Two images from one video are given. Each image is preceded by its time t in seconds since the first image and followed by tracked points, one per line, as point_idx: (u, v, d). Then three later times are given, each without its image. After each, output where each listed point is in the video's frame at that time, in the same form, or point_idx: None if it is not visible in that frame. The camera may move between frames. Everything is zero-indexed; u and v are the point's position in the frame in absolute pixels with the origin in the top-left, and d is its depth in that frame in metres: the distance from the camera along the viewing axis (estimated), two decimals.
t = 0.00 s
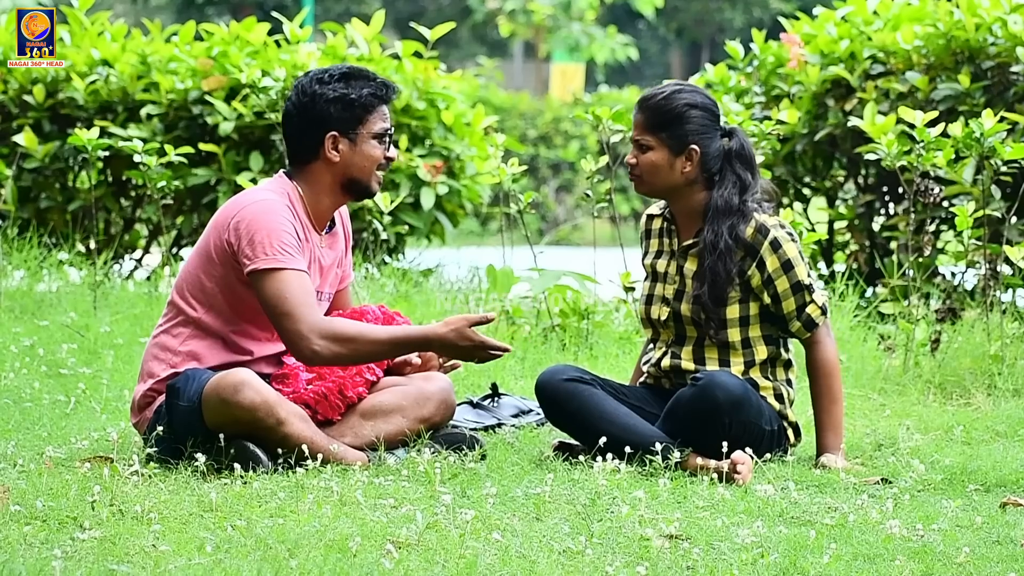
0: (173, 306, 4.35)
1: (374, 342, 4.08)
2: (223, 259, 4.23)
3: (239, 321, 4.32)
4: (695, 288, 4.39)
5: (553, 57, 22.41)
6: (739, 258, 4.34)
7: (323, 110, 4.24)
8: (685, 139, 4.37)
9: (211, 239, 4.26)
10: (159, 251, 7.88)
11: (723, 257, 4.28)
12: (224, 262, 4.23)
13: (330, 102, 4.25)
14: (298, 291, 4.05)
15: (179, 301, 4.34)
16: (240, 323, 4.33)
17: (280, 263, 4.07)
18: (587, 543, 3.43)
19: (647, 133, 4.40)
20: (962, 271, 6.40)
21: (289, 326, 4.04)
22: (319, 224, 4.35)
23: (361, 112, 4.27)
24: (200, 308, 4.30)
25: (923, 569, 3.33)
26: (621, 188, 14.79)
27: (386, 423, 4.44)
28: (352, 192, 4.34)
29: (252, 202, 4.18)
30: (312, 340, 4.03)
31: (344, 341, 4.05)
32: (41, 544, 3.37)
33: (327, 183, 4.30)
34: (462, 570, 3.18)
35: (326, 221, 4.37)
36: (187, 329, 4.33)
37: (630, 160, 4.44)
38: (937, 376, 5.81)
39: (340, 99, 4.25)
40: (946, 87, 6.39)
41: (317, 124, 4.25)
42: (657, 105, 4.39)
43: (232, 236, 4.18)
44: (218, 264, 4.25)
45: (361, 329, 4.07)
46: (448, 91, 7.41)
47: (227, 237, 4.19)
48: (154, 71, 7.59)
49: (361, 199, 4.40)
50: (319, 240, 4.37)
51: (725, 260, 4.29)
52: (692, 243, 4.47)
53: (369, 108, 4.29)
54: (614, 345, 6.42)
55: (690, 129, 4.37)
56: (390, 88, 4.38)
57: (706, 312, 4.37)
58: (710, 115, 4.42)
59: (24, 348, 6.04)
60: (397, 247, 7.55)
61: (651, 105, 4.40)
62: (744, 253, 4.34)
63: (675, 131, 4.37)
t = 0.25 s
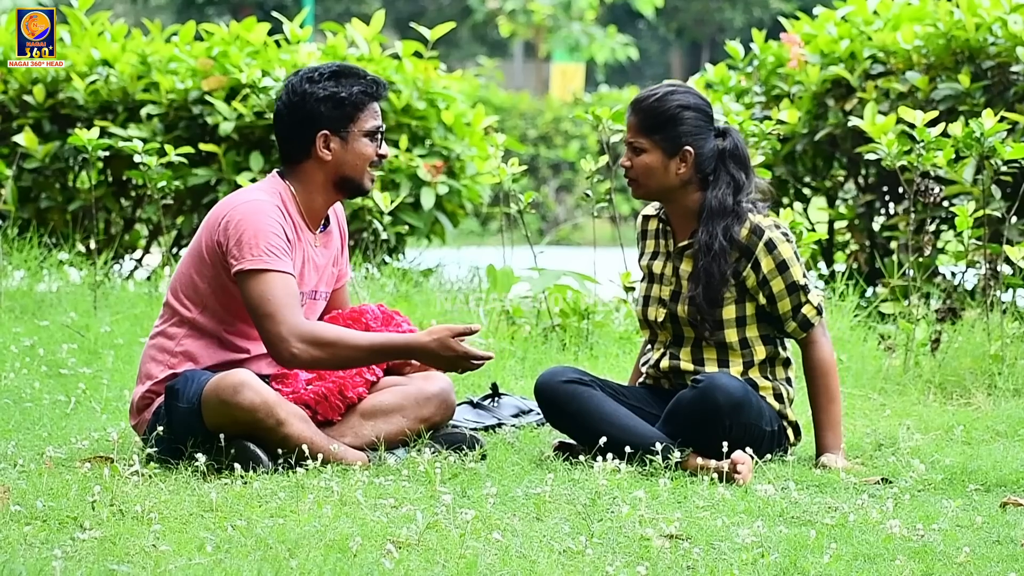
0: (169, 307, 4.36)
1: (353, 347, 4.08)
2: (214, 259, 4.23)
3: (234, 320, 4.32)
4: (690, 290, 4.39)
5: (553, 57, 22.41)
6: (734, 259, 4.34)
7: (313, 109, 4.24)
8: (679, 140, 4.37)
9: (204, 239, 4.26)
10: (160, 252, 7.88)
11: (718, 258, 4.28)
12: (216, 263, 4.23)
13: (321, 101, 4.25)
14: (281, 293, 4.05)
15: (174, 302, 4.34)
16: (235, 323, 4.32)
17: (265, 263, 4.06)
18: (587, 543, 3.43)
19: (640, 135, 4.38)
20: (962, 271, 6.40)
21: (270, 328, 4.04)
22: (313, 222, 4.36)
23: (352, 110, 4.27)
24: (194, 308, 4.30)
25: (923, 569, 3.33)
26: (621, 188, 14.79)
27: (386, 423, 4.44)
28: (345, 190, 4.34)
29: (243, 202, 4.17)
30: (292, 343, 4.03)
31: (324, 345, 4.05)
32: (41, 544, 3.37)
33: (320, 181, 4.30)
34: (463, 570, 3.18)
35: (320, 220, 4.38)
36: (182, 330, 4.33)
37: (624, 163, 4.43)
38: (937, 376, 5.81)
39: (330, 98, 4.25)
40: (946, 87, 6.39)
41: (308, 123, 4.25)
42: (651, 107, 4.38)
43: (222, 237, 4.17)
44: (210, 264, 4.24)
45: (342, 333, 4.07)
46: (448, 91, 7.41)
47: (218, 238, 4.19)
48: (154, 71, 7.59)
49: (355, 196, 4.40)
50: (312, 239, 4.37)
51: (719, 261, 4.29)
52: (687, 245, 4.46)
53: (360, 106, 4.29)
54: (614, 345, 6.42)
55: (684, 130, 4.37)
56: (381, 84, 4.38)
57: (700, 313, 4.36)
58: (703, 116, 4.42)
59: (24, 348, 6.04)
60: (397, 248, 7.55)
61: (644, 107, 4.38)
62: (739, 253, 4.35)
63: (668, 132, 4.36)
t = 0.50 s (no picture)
0: (165, 309, 4.36)
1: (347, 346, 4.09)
2: (210, 260, 4.23)
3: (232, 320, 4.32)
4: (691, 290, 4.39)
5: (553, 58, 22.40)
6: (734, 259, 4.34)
7: (306, 108, 4.24)
8: (678, 141, 4.36)
9: (199, 240, 4.26)
10: (160, 252, 7.88)
11: (718, 259, 4.28)
12: (212, 264, 4.23)
13: (313, 100, 4.24)
14: (276, 293, 4.05)
15: (171, 303, 4.34)
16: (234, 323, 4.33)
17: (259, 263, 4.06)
18: (587, 543, 3.43)
19: (640, 136, 4.38)
20: (963, 271, 6.40)
21: (264, 328, 4.04)
22: (308, 221, 4.36)
23: (345, 108, 4.27)
24: (191, 309, 4.30)
25: (923, 569, 3.33)
26: (621, 188, 14.79)
27: (386, 423, 4.45)
28: (339, 189, 4.34)
29: (237, 202, 4.17)
30: (286, 342, 4.03)
31: (318, 345, 4.05)
32: (41, 544, 3.37)
33: (315, 180, 4.30)
34: (463, 570, 3.18)
35: (315, 219, 4.38)
36: (179, 332, 4.33)
37: (624, 163, 4.43)
38: (937, 376, 5.81)
39: (323, 97, 4.24)
40: (946, 87, 6.39)
41: (302, 123, 4.25)
42: (650, 108, 4.37)
43: (217, 236, 4.17)
44: (206, 265, 4.24)
45: (335, 332, 4.07)
46: (448, 91, 7.42)
47: (213, 238, 4.19)
48: (155, 71, 7.59)
49: (349, 194, 4.40)
50: (308, 237, 4.38)
51: (720, 261, 4.28)
52: (688, 246, 4.47)
53: (353, 104, 4.28)
54: (614, 345, 6.42)
55: (684, 131, 4.36)
56: (374, 82, 4.37)
57: (702, 313, 4.36)
58: (703, 116, 4.42)
59: (24, 349, 6.04)
60: (397, 248, 7.55)
61: (644, 108, 4.38)
62: (739, 253, 4.34)
63: (668, 133, 4.36)
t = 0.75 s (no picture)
0: (163, 309, 4.35)
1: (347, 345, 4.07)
2: (207, 260, 4.22)
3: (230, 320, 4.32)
4: (693, 289, 4.39)
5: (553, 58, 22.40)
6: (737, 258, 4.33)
7: (301, 107, 4.24)
8: (683, 139, 4.36)
9: (196, 240, 4.26)
10: (160, 252, 7.88)
11: (721, 257, 4.28)
12: (209, 265, 4.23)
13: (308, 99, 4.24)
14: (273, 292, 4.05)
15: (168, 304, 4.34)
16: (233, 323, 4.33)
17: (255, 263, 4.06)
18: (587, 543, 3.44)
19: (644, 134, 4.38)
20: (963, 271, 6.40)
21: (261, 328, 4.03)
22: (304, 220, 4.36)
23: (339, 107, 4.26)
24: (188, 310, 4.30)
25: (923, 569, 3.33)
26: (621, 188, 14.80)
27: (386, 423, 4.44)
28: (335, 187, 4.34)
29: (234, 203, 4.17)
30: (283, 341, 4.02)
31: (316, 343, 4.04)
32: (41, 544, 3.38)
33: (310, 180, 4.30)
34: (463, 570, 3.18)
35: (312, 218, 4.38)
36: (178, 332, 4.33)
37: (628, 161, 4.43)
38: (937, 376, 5.81)
39: (317, 96, 4.24)
40: (946, 87, 6.39)
41: (296, 122, 4.25)
42: (654, 106, 4.38)
43: (214, 237, 4.17)
44: (203, 266, 4.24)
45: (333, 331, 4.06)
46: (448, 91, 7.42)
47: (210, 239, 4.19)
48: (155, 71, 7.59)
49: (346, 193, 4.40)
50: (304, 237, 4.38)
51: (723, 260, 4.28)
52: (690, 245, 4.47)
53: (347, 103, 4.28)
54: (614, 345, 6.42)
55: (688, 129, 4.36)
56: (368, 80, 4.36)
57: (703, 312, 4.36)
58: (708, 115, 4.42)
59: (24, 349, 6.04)
60: (397, 248, 7.55)
61: (649, 106, 4.38)
62: (742, 252, 4.33)
63: (672, 131, 4.36)
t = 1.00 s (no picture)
0: (162, 309, 4.36)
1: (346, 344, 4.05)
2: (205, 260, 4.22)
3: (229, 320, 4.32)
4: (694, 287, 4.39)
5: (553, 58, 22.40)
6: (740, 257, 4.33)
7: (298, 107, 4.24)
8: (687, 138, 4.36)
9: (194, 240, 4.26)
10: (160, 252, 7.88)
11: (724, 255, 4.28)
12: (208, 265, 4.22)
13: (305, 99, 4.24)
14: (272, 291, 4.05)
15: (167, 304, 4.34)
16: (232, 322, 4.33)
17: (253, 262, 4.06)
18: (587, 543, 3.44)
19: (648, 133, 4.38)
20: (962, 271, 6.40)
21: (261, 327, 4.03)
22: (303, 220, 4.36)
23: (336, 106, 4.26)
24: (187, 310, 4.29)
25: (923, 569, 3.33)
26: (621, 188, 14.80)
27: (386, 423, 4.44)
28: (333, 187, 4.33)
29: (232, 202, 4.17)
30: (282, 340, 4.02)
31: (315, 342, 4.02)
32: (41, 544, 3.38)
33: (308, 179, 4.30)
34: (463, 570, 3.18)
35: (310, 217, 4.37)
36: (176, 332, 4.33)
37: (632, 161, 4.42)
38: (937, 376, 5.81)
39: (313, 95, 4.24)
40: (946, 87, 6.39)
41: (293, 122, 4.25)
42: (657, 105, 4.38)
43: (212, 236, 4.17)
44: (201, 266, 4.24)
45: (332, 329, 4.04)
46: (448, 91, 7.42)
47: (208, 238, 4.19)
48: (154, 71, 7.59)
49: (344, 192, 4.40)
50: (303, 236, 4.38)
51: (726, 258, 4.28)
52: (693, 243, 4.47)
53: (344, 102, 4.27)
54: (614, 345, 6.42)
55: (691, 128, 4.36)
56: (365, 79, 4.36)
57: (705, 309, 4.36)
58: (711, 114, 4.42)
59: (24, 349, 6.04)
60: (397, 248, 7.56)
61: (652, 106, 4.38)
62: (746, 251, 4.33)
63: (676, 130, 4.35)
